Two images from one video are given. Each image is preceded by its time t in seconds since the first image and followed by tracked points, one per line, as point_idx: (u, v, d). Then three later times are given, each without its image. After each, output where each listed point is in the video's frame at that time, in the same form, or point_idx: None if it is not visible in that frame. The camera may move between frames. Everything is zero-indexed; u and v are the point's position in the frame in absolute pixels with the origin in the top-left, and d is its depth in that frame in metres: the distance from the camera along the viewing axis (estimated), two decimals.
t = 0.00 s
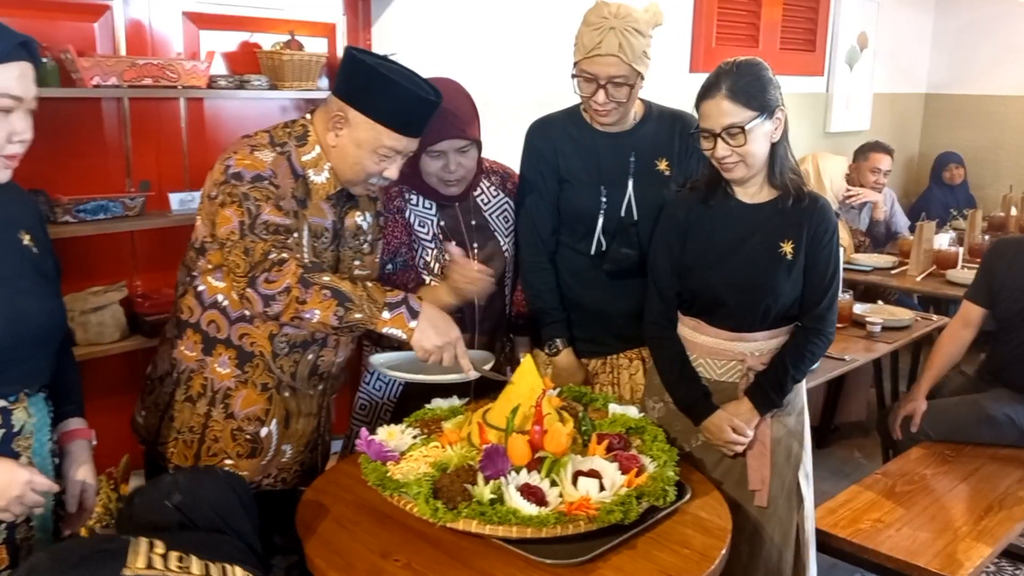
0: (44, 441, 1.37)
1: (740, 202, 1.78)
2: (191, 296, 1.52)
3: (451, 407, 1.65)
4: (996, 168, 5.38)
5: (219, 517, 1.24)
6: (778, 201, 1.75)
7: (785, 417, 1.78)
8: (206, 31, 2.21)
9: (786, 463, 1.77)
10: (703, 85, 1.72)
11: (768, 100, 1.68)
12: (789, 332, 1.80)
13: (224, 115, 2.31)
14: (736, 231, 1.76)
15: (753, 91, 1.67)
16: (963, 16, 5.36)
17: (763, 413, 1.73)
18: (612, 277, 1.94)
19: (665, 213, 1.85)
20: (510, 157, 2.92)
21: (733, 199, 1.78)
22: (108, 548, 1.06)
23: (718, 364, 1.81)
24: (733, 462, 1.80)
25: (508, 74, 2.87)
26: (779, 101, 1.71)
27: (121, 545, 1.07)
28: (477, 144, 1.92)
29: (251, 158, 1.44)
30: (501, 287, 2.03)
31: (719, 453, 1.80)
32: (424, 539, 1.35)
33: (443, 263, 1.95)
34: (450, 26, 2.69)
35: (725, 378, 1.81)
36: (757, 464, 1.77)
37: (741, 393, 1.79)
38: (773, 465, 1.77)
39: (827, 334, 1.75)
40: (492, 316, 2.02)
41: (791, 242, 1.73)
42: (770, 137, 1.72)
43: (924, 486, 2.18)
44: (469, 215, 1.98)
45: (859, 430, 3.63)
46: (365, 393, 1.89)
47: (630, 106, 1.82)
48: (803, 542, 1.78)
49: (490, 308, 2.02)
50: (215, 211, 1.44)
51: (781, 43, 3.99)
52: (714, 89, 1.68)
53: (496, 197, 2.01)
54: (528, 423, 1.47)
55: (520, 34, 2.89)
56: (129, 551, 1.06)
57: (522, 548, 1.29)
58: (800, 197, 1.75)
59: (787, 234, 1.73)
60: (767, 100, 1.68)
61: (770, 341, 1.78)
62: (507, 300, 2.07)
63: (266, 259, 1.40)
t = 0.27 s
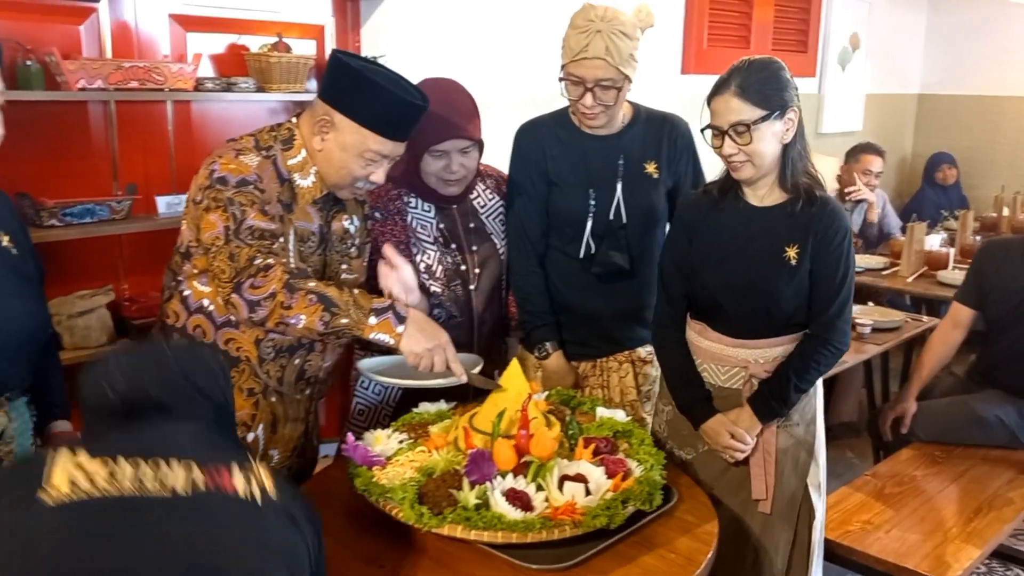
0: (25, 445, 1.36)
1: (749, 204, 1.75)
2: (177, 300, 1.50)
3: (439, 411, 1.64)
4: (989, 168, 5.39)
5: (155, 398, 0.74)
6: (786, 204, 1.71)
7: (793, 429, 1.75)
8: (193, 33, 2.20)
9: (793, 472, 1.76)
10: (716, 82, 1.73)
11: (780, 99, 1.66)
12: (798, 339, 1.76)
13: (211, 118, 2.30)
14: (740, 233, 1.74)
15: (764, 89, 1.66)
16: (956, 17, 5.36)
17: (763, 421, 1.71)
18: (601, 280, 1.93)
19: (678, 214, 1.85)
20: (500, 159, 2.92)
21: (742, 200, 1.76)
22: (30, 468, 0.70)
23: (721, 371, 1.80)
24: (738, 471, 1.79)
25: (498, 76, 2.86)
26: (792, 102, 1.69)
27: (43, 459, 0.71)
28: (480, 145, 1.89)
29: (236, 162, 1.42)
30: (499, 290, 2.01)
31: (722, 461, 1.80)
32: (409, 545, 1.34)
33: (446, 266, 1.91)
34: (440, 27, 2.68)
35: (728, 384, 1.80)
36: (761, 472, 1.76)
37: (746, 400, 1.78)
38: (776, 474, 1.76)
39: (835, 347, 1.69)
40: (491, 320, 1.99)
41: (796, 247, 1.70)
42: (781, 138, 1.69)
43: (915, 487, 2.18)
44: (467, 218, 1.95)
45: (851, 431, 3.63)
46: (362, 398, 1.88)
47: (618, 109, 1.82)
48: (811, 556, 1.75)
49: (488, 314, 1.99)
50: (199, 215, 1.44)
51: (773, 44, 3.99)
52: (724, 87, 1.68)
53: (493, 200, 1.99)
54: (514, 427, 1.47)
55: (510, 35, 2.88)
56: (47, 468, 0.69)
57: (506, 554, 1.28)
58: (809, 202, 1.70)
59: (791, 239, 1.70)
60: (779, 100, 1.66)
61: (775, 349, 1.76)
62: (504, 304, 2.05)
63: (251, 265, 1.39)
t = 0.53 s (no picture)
0: None
1: (757, 210, 1.80)
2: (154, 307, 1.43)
3: (421, 418, 1.63)
4: (967, 170, 5.44)
5: (78, 220, 0.80)
6: (791, 211, 1.75)
7: (795, 437, 1.79)
8: (173, 36, 2.18)
9: (794, 482, 1.80)
10: (724, 88, 1.77)
11: (784, 105, 1.70)
12: (802, 348, 1.79)
13: (190, 122, 2.28)
14: (745, 240, 1.79)
15: (768, 94, 1.70)
16: (937, 19, 5.41)
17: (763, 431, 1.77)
18: (584, 284, 1.92)
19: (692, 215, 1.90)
20: (483, 162, 2.91)
21: (750, 205, 1.81)
22: None
23: (723, 376, 1.86)
24: (738, 477, 1.86)
25: (480, 78, 2.85)
26: (798, 108, 1.72)
27: None
28: (460, 145, 1.87)
29: (217, 168, 1.41)
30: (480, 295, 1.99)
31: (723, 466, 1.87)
32: (391, 551, 1.33)
33: (426, 272, 1.89)
34: (422, 30, 2.67)
35: (730, 390, 1.86)
36: (763, 480, 1.82)
37: (746, 406, 1.84)
38: (776, 482, 1.81)
39: (835, 357, 1.70)
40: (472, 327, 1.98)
41: (797, 254, 1.73)
42: (787, 144, 1.73)
43: (896, 488, 2.19)
44: (450, 222, 1.94)
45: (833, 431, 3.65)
46: (342, 404, 1.86)
47: (601, 113, 1.81)
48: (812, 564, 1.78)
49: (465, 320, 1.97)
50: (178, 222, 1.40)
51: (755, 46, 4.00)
52: (729, 92, 1.73)
53: (476, 205, 1.98)
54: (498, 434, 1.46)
55: (493, 38, 2.87)
56: None
57: (490, 561, 1.26)
58: (813, 210, 1.73)
59: (793, 247, 1.73)
60: (786, 105, 1.71)
61: (783, 358, 1.79)
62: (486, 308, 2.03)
63: (234, 273, 1.36)
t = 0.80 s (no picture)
0: None
1: (762, 213, 1.80)
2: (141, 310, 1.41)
3: (408, 422, 1.62)
4: (952, 170, 5.48)
5: None
6: (795, 216, 1.76)
7: (794, 441, 1.80)
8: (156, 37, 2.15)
9: (793, 487, 1.80)
10: (732, 90, 1.77)
11: (793, 109, 1.70)
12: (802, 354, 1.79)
13: (174, 124, 2.25)
14: (748, 244, 1.80)
15: (776, 97, 1.70)
16: (922, 20, 5.43)
17: (761, 434, 1.79)
18: (572, 287, 1.92)
19: (699, 216, 1.91)
20: (469, 164, 2.91)
21: (757, 207, 1.82)
22: None
23: (724, 379, 1.88)
24: (738, 478, 1.87)
25: (466, 79, 2.85)
26: (808, 113, 1.72)
27: None
28: (441, 146, 1.85)
29: (203, 175, 1.38)
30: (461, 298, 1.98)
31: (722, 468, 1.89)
32: (378, 557, 1.32)
33: (407, 275, 1.88)
34: (408, 31, 2.66)
35: (731, 393, 1.87)
36: (762, 483, 1.82)
37: (746, 410, 1.85)
38: (775, 486, 1.81)
39: (836, 365, 1.71)
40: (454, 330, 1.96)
41: (799, 260, 1.74)
42: (795, 149, 1.73)
43: (883, 489, 2.20)
44: (432, 224, 1.93)
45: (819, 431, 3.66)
46: (325, 408, 1.84)
47: (588, 115, 1.81)
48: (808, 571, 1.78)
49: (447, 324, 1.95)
50: (166, 229, 1.36)
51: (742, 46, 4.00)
52: (739, 94, 1.73)
53: (460, 207, 1.98)
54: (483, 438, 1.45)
55: (478, 38, 2.86)
56: None
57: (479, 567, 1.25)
58: (817, 217, 1.73)
59: (795, 253, 1.74)
60: (796, 110, 1.71)
61: (781, 364, 1.80)
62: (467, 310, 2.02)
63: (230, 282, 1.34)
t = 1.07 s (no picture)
0: None
1: (763, 210, 1.81)
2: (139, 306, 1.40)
3: (404, 420, 1.62)
4: (945, 169, 5.50)
5: None
6: (796, 214, 1.76)
7: (795, 438, 1.80)
8: (149, 35, 2.15)
9: (795, 483, 1.80)
10: (739, 86, 1.77)
11: (799, 108, 1.70)
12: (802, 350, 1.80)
13: (167, 123, 2.26)
14: (748, 242, 1.81)
15: (784, 96, 1.70)
16: (914, 19, 5.45)
17: (758, 429, 1.79)
18: (567, 286, 1.91)
19: (700, 212, 1.92)
20: (464, 162, 2.91)
21: (758, 204, 1.82)
22: None
23: (724, 376, 1.88)
24: (739, 475, 1.87)
25: (461, 78, 2.85)
26: (814, 113, 1.72)
27: None
28: (436, 142, 1.83)
29: (207, 174, 1.35)
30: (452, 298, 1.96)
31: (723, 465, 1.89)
32: (377, 557, 1.32)
33: (394, 275, 1.87)
34: (403, 30, 2.66)
35: (731, 390, 1.88)
36: (762, 480, 1.83)
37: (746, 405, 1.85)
38: (775, 482, 1.82)
39: (835, 363, 1.71)
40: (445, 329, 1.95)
41: (798, 257, 1.74)
42: (800, 148, 1.73)
43: (878, 485, 2.21)
44: (425, 223, 1.91)
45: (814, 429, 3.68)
46: (312, 407, 1.85)
47: (583, 113, 1.81)
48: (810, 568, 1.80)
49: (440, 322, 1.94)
50: (172, 230, 1.35)
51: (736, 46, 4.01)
52: (746, 90, 1.73)
53: (454, 206, 1.96)
54: (480, 435, 1.44)
55: (472, 37, 2.86)
56: None
57: (475, 563, 1.25)
58: (818, 216, 1.73)
59: (794, 251, 1.75)
60: (802, 109, 1.71)
61: (778, 360, 1.81)
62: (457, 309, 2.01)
63: (244, 276, 1.34)
